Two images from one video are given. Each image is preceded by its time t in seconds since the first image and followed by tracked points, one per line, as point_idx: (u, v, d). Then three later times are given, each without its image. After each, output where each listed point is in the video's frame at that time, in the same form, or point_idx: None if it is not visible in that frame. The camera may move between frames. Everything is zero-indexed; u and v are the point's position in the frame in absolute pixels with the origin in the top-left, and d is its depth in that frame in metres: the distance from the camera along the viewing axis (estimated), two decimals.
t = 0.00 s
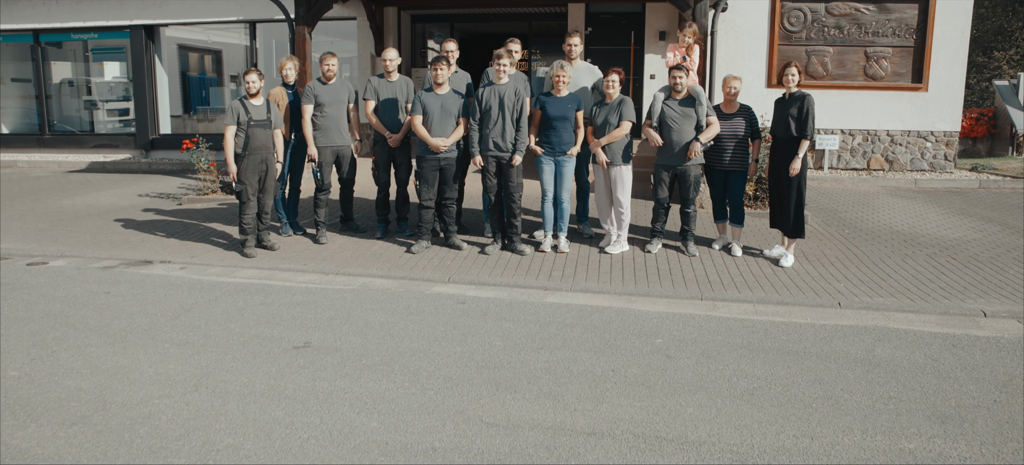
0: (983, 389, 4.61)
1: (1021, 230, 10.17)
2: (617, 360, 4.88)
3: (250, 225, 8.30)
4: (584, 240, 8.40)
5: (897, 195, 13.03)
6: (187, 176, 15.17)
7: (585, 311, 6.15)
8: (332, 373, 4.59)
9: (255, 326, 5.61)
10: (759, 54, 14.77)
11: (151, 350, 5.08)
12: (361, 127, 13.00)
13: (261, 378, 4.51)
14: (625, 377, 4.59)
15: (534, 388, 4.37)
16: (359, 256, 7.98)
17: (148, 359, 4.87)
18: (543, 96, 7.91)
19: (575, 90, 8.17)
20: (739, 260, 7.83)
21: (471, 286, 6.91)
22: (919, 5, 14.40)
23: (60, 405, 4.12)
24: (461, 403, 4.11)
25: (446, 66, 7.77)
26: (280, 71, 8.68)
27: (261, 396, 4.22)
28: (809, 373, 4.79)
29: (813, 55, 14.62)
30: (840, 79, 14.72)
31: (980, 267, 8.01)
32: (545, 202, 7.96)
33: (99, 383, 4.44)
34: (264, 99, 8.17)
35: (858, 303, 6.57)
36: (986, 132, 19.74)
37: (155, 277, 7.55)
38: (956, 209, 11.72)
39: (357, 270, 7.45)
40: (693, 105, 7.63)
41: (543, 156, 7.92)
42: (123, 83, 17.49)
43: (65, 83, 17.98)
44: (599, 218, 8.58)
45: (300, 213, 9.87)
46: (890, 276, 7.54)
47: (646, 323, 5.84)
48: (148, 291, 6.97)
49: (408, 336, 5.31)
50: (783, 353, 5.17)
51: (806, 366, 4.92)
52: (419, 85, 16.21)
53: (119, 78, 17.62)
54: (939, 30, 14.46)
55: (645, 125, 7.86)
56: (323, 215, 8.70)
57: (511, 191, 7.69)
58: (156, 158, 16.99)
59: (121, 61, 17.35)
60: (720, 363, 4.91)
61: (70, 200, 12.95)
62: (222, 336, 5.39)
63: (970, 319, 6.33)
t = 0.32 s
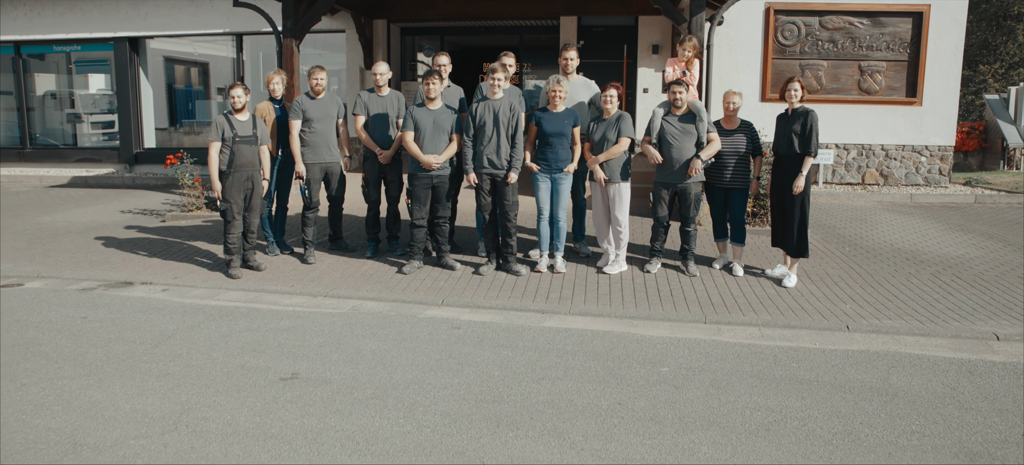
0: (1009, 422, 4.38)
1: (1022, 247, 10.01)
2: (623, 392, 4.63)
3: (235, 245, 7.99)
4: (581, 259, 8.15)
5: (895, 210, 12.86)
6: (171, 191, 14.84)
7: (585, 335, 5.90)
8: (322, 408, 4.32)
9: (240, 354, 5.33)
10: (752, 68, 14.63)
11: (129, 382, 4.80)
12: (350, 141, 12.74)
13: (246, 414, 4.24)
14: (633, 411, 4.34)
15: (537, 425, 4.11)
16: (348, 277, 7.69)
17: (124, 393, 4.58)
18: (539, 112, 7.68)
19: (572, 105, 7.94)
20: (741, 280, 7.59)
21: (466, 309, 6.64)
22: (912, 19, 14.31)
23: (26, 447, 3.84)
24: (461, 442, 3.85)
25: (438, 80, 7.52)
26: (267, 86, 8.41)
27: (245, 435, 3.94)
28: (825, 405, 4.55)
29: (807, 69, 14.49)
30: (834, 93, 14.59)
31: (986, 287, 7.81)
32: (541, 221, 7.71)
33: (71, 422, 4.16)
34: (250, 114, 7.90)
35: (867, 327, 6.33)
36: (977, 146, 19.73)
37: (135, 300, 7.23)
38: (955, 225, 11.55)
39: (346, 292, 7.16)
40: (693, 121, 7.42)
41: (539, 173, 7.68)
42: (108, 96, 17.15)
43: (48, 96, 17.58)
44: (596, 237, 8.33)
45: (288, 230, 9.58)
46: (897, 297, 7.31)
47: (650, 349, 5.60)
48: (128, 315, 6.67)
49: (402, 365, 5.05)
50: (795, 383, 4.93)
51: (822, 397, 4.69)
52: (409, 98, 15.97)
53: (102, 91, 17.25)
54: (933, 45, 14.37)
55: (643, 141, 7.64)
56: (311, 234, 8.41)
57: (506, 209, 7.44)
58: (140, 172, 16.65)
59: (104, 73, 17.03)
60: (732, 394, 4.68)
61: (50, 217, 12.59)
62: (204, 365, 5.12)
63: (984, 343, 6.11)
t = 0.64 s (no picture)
0: None
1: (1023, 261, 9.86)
2: (628, 421, 4.42)
3: (221, 262, 7.74)
4: (577, 276, 7.96)
5: (892, 223, 12.73)
6: (156, 205, 14.55)
7: (585, 357, 5.70)
8: (311, 441, 4.08)
9: (225, 381, 5.08)
10: (745, 79, 14.52)
11: (107, 412, 4.55)
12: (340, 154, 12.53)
13: (231, 448, 4.00)
14: (640, 442, 4.13)
15: (540, 458, 3.89)
16: (338, 295, 7.44)
17: (101, 426, 4.33)
18: (535, 125, 7.48)
19: (568, 118, 7.75)
20: (742, 298, 7.40)
21: (461, 330, 6.40)
22: (906, 30, 14.22)
23: None
24: None
25: (430, 92, 7.31)
26: (255, 98, 8.17)
27: None
28: (839, 433, 4.35)
29: (801, 80, 14.35)
30: (828, 105, 14.48)
31: (991, 303, 7.65)
32: (537, 237, 7.50)
33: (43, 459, 3.92)
34: (236, 128, 7.67)
35: (875, 346, 6.15)
36: (968, 157, 19.72)
37: (116, 321, 6.96)
38: (952, 237, 11.43)
39: (336, 312, 6.92)
40: (693, 135, 7.25)
41: (535, 189, 7.47)
42: (94, 106, 16.80)
43: (32, 106, 17.26)
44: (592, 253, 8.13)
45: (276, 246, 9.35)
46: (901, 315, 7.14)
47: (653, 372, 5.39)
48: (107, 337, 6.40)
49: (396, 392, 4.82)
50: (807, 409, 4.73)
51: (836, 424, 4.49)
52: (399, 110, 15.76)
53: (87, 101, 16.93)
54: (927, 56, 14.29)
55: (642, 155, 7.46)
56: (300, 251, 8.16)
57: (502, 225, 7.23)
58: (125, 185, 16.35)
59: (90, 84, 16.69)
60: (742, 421, 4.47)
61: (30, 231, 12.26)
62: (187, 392, 4.87)
63: (996, 363, 5.94)
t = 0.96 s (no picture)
0: None
1: None
2: (636, 447, 4.20)
3: (209, 276, 7.50)
4: (576, 290, 7.77)
5: (890, 233, 12.59)
6: (143, 215, 14.26)
7: (587, 376, 5.49)
8: None
9: (211, 404, 4.84)
10: (741, 88, 14.40)
11: (85, 439, 4.31)
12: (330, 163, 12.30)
13: None
14: None
15: None
16: (329, 311, 7.20)
17: (79, 454, 4.10)
18: (532, 135, 7.29)
19: (565, 128, 7.56)
20: (746, 312, 7.22)
21: (457, 347, 6.19)
22: (901, 39, 14.14)
23: None
24: None
25: (425, 101, 7.12)
26: (243, 107, 7.96)
27: None
28: (856, 458, 4.16)
29: (797, 88, 14.21)
30: (824, 114, 14.35)
31: (998, 316, 7.49)
32: (535, 250, 7.29)
33: None
34: (224, 137, 7.45)
35: (884, 363, 5.97)
36: (961, 166, 19.58)
37: (98, 338, 6.69)
38: (952, 248, 11.29)
39: (327, 328, 6.68)
40: (693, 145, 7.08)
41: (533, 200, 7.28)
42: (80, 114, 16.50)
43: (17, 114, 16.89)
44: (590, 266, 7.93)
45: (266, 259, 9.11)
46: (909, 329, 6.97)
47: (658, 392, 5.18)
48: (89, 355, 6.15)
49: (392, 416, 4.59)
50: (820, 432, 4.53)
51: (853, 449, 4.28)
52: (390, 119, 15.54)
53: (73, 110, 16.60)
54: (922, 65, 14.21)
55: (642, 166, 7.27)
56: (290, 264, 7.92)
57: (499, 238, 7.02)
58: (111, 195, 16.05)
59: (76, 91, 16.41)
60: (755, 446, 4.27)
61: (12, 243, 11.96)
62: (171, 416, 4.64)
63: (1009, 380, 5.76)
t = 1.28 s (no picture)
0: None
1: None
2: None
3: (199, 289, 7.30)
4: (575, 302, 7.61)
5: (889, 242, 12.47)
6: (132, 223, 14.03)
7: (591, 394, 5.32)
8: None
9: (201, 426, 4.65)
10: (738, 95, 14.28)
11: None
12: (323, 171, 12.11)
13: None
14: None
15: None
16: (323, 325, 7.00)
17: None
18: (531, 144, 7.13)
19: (565, 137, 7.40)
20: (749, 325, 7.06)
21: (456, 364, 6.00)
22: (899, 46, 14.06)
23: None
24: None
25: (422, 110, 6.94)
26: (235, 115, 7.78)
27: None
28: None
29: (794, 96, 14.11)
30: (821, 121, 14.26)
31: (1005, 329, 7.35)
32: (534, 262, 7.12)
33: None
34: (215, 146, 7.25)
35: (894, 379, 5.81)
36: (956, 173, 19.60)
37: (85, 353, 6.48)
38: (952, 257, 11.18)
39: (321, 343, 6.48)
40: (696, 155, 6.93)
41: (532, 211, 7.10)
42: (69, 121, 16.25)
43: (4, 120, 16.72)
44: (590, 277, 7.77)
45: (258, 269, 8.93)
46: (917, 343, 6.82)
47: (665, 410, 5.02)
48: (74, 372, 5.93)
49: (390, 439, 4.40)
50: (834, 454, 4.37)
51: None
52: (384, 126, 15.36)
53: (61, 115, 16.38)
54: (920, 72, 14.12)
55: (643, 176, 7.12)
56: (282, 276, 7.73)
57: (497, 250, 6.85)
58: (100, 202, 15.83)
59: (65, 97, 16.15)
60: None
61: None
62: (157, 439, 4.44)
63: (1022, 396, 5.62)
